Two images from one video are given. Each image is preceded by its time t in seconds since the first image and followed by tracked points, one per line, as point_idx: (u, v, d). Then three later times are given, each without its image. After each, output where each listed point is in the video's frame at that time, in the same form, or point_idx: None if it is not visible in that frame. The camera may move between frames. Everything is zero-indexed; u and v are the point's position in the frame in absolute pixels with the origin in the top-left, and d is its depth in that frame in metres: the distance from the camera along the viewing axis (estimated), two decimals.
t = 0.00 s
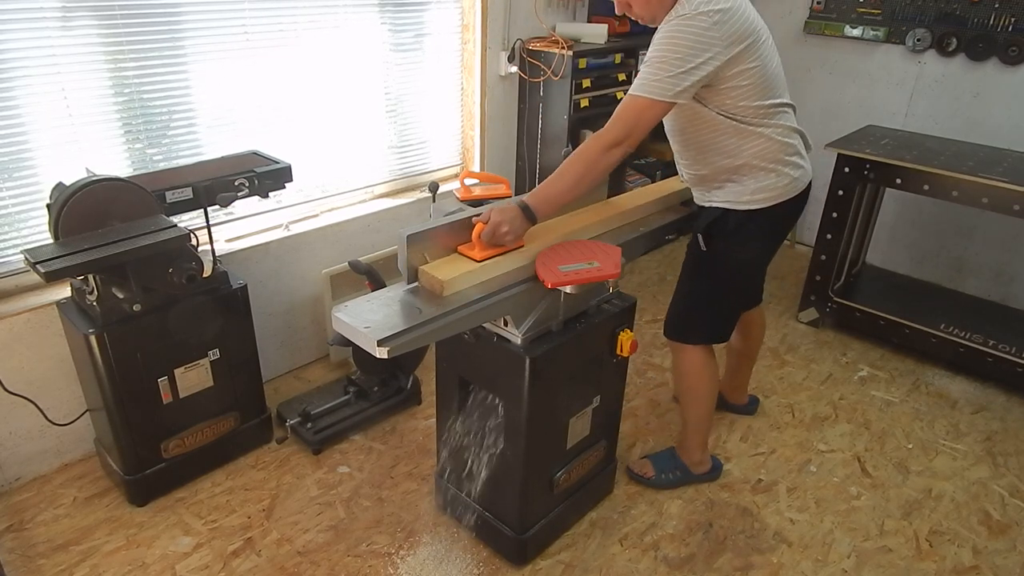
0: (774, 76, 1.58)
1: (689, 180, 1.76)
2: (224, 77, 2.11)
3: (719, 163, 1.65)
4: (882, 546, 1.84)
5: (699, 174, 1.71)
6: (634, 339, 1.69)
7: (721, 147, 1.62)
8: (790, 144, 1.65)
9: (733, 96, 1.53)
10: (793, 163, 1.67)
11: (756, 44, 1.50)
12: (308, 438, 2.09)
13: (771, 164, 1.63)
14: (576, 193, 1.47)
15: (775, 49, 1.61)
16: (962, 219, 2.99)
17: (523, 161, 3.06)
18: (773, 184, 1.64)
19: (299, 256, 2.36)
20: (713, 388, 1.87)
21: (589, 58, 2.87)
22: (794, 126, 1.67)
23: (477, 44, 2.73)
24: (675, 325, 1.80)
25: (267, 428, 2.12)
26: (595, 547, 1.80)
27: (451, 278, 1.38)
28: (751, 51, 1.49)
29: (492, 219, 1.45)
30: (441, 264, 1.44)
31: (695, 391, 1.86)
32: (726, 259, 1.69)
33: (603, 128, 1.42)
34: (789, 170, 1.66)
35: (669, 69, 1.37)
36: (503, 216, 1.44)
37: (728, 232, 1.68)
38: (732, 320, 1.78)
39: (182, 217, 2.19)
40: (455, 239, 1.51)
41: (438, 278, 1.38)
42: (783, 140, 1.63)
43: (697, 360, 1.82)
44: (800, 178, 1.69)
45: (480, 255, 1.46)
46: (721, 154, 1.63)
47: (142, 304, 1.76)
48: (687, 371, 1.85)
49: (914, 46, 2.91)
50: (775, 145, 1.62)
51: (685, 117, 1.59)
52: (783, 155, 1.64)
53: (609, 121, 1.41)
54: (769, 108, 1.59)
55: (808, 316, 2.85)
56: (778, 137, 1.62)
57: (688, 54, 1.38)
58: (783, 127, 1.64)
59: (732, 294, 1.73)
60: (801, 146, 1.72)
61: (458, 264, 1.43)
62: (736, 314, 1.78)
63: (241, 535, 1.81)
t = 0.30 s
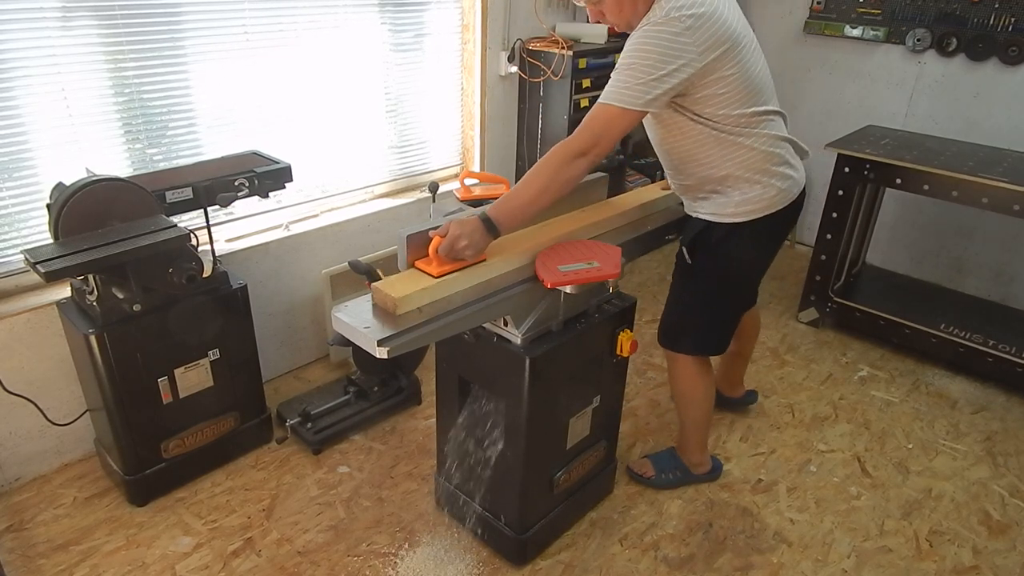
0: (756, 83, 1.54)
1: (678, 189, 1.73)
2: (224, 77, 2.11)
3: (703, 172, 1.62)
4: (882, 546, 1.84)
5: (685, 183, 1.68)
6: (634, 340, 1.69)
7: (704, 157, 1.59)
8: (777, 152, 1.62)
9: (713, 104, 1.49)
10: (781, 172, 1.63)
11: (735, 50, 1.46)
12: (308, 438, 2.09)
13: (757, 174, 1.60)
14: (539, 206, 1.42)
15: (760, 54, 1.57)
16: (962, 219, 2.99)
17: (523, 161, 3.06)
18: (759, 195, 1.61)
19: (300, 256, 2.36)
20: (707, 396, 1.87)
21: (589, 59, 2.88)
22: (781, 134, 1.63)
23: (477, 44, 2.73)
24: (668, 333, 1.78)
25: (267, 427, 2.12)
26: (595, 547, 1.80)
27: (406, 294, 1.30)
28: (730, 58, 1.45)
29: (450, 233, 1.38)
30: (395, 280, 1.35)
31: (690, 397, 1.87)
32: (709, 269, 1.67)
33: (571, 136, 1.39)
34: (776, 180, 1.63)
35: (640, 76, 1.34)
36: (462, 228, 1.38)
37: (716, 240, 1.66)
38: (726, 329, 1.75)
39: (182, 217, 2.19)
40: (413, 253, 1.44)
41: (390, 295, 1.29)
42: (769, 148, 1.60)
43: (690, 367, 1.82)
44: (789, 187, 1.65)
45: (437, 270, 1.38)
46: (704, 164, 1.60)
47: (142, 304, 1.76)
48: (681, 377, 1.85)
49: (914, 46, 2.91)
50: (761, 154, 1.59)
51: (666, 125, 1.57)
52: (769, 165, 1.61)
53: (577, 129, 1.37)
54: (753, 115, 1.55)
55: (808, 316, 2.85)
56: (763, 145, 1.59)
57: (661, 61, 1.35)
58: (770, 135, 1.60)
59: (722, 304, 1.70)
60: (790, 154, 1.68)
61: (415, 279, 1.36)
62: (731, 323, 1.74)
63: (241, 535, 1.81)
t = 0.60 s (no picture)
0: (751, 89, 1.49)
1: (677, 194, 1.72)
2: (224, 76, 2.11)
3: (697, 181, 1.60)
4: (882, 546, 1.84)
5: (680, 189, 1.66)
6: (634, 340, 1.69)
7: (697, 166, 1.56)
8: (774, 159, 1.58)
9: (704, 114, 1.46)
10: (778, 179, 1.60)
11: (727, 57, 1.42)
12: (308, 438, 2.09)
13: (752, 185, 1.58)
14: (511, 219, 1.37)
15: (756, 57, 1.52)
16: (962, 219, 2.99)
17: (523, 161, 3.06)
18: (755, 204, 1.60)
19: (299, 256, 2.36)
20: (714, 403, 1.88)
21: (589, 59, 2.88)
22: (780, 139, 1.59)
23: (477, 44, 2.73)
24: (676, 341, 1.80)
25: (267, 427, 2.12)
26: (595, 547, 1.80)
27: (367, 309, 1.24)
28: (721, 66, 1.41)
29: (416, 244, 1.33)
30: (358, 294, 1.30)
31: (699, 408, 1.88)
32: (711, 276, 1.67)
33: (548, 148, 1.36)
34: (773, 187, 1.60)
35: (622, 90, 1.31)
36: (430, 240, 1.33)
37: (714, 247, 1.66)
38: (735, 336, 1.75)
39: (182, 217, 2.19)
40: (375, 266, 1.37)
41: (350, 311, 1.24)
42: (765, 156, 1.56)
43: (698, 376, 1.83)
44: (787, 194, 1.62)
45: (401, 283, 1.33)
46: (697, 174, 1.58)
47: (142, 304, 1.76)
48: (689, 385, 1.85)
49: (914, 46, 2.91)
50: (756, 163, 1.56)
51: (658, 135, 1.54)
52: (765, 173, 1.58)
53: (554, 140, 1.34)
54: (748, 123, 1.51)
55: (808, 316, 2.85)
56: (759, 153, 1.55)
57: (644, 73, 1.31)
58: (768, 143, 1.56)
59: (727, 313, 1.70)
60: (791, 158, 1.64)
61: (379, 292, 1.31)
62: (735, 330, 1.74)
63: (241, 535, 1.81)
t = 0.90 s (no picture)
0: (777, 80, 1.52)
1: (682, 193, 1.70)
2: (224, 77, 2.11)
3: (712, 173, 1.58)
4: (882, 546, 1.84)
5: (690, 183, 1.64)
6: (634, 340, 1.69)
7: (715, 155, 1.55)
8: (789, 154, 1.59)
9: (734, 99, 1.47)
10: (790, 175, 1.61)
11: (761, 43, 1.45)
12: (308, 438, 2.09)
13: (767, 178, 1.57)
14: (578, 202, 1.43)
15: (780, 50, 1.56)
16: (962, 219, 2.99)
17: (523, 161, 3.06)
18: (769, 198, 1.58)
19: (299, 256, 2.36)
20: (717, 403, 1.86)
21: (589, 59, 2.88)
22: (795, 134, 1.62)
23: (477, 44, 2.73)
24: (679, 338, 1.79)
25: (267, 427, 2.12)
26: (595, 548, 1.80)
27: (364, 311, 1.24)
28: (756, 51, 1.44)
29: (490, 219, 1.42)
30: (357, 294, 1.30)
31: (705, 407, 1.86)
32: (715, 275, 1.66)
33: (613, 135, 1.40)
34: (786, 182, 1.61)
35: (676, 72, 1.34)
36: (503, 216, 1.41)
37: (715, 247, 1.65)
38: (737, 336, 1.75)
39: (182, 217, 2.19)
40: (455, 237, 1.50)
41: (349, 312, 1.24)
42: (783, 149, 1.57)
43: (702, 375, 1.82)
44: (798, 191, 1.63)
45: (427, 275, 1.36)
46: (714, 164, 1.57)
47: (142, 304, 1.76)
48: (694, 382, 1.84)
49: (914, 46, 2.91)
50: (773, 155, 1.56)
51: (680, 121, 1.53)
52: (781, 166, 1.58)
53: (620, 125, 1.38)
54: (771, 114, 1.53)
55: (808, 316, 2.85)
56: (777, 146, 1.56)
57: (693, 54, 1.34)
58: (785, 137, 1.58)
59: (730, 312, 1.69)
60: (802, 156, 1.66)
61: (378, 293, 1.30)
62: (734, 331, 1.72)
63: (241, 535, 1.81)
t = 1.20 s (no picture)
0: (772, 79, 1.52)
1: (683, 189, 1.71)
2: (224, 77, 2.11)
3: (708, 170, 1.60)
4: (882, 547, 1.84)
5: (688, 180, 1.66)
6: (634, 340, 1.69)
7: (710, 153, 1.56)
8: (785, 153, 1.59)
9: (726, 98, 1.47)
10: (788, 173, 1.61)
11: (755, 43, 1.44)
12: (308, 438, 2.09)
13: (765, 176, 1.58)
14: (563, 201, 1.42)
15: (777, 51, 1.55)
16: (961, 219, 2.99)
17: (523, 161, 3.06)
18: (764, 196, 1.59)
19: (299, 256, 2.36)
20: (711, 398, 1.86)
21: (589, 59, 2.88)
22: (792, 134, 1.62)
23: (477, 44, 2.73)
24: (673, 333, 1.78)
25: (267, 427, 2.12)
26: (595, 548, 1.80)
27: (340, 320, 1.22)
28: (748, 52, 1.44)
29: (472, 224, 1.40)
30: (334, 303, 1.28)
31: (699, 401, 1.86)
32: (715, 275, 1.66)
33: (595, 131, 1.39)
34: (782, 181, 1.61)
35: (663, 69, 1.33)
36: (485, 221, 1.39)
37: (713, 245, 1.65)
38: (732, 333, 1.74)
39: (182, 217, 2.19)
40: (437, 243, 1.49)
41: (326, 321, 1.22)
42: (778, 148, 1.57)
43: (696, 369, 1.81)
44: (796, 190, 1.63)
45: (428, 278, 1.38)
46: (713, 161, 1.57)
47: (142, 304, 1.76)
48: (687, 378, 1.83)
49: (914, 46, 2.91)
50: (768, 154, 1.56)
51: (675, 119, 1.54)
52: (777, 165, 1.59)
53: (601, 123, 1.37)
54: (766, 113, 1.53)
55: (808, 316, 2.85)
56: (772, 145, 1.56)
57: (682, 53, 1.34)
58: (783, 136, 1.58)
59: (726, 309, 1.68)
60: (800, 157, 1.66)
61: (357, 301, 1.29)
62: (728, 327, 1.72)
63: (241, 535, 1.81)
